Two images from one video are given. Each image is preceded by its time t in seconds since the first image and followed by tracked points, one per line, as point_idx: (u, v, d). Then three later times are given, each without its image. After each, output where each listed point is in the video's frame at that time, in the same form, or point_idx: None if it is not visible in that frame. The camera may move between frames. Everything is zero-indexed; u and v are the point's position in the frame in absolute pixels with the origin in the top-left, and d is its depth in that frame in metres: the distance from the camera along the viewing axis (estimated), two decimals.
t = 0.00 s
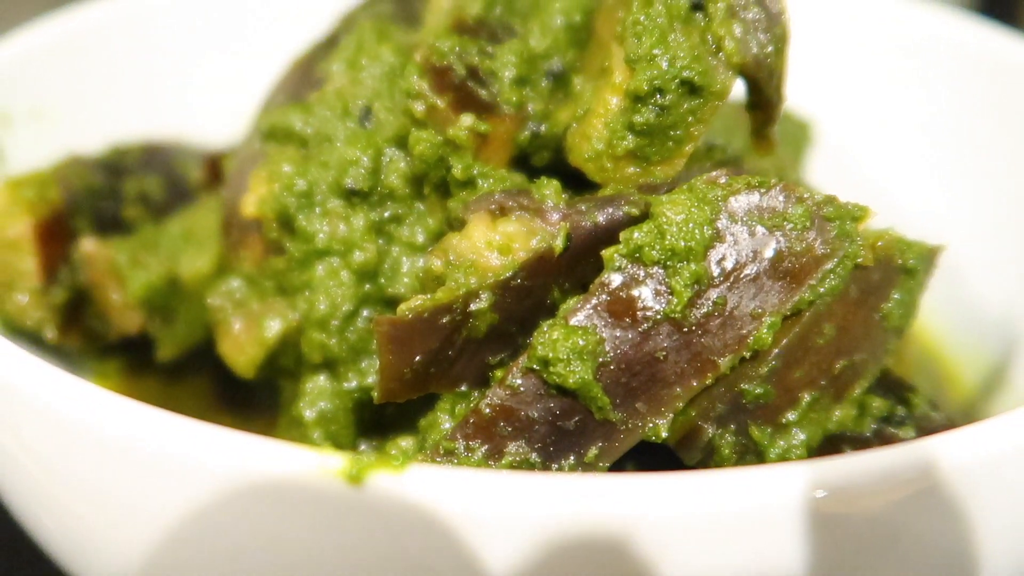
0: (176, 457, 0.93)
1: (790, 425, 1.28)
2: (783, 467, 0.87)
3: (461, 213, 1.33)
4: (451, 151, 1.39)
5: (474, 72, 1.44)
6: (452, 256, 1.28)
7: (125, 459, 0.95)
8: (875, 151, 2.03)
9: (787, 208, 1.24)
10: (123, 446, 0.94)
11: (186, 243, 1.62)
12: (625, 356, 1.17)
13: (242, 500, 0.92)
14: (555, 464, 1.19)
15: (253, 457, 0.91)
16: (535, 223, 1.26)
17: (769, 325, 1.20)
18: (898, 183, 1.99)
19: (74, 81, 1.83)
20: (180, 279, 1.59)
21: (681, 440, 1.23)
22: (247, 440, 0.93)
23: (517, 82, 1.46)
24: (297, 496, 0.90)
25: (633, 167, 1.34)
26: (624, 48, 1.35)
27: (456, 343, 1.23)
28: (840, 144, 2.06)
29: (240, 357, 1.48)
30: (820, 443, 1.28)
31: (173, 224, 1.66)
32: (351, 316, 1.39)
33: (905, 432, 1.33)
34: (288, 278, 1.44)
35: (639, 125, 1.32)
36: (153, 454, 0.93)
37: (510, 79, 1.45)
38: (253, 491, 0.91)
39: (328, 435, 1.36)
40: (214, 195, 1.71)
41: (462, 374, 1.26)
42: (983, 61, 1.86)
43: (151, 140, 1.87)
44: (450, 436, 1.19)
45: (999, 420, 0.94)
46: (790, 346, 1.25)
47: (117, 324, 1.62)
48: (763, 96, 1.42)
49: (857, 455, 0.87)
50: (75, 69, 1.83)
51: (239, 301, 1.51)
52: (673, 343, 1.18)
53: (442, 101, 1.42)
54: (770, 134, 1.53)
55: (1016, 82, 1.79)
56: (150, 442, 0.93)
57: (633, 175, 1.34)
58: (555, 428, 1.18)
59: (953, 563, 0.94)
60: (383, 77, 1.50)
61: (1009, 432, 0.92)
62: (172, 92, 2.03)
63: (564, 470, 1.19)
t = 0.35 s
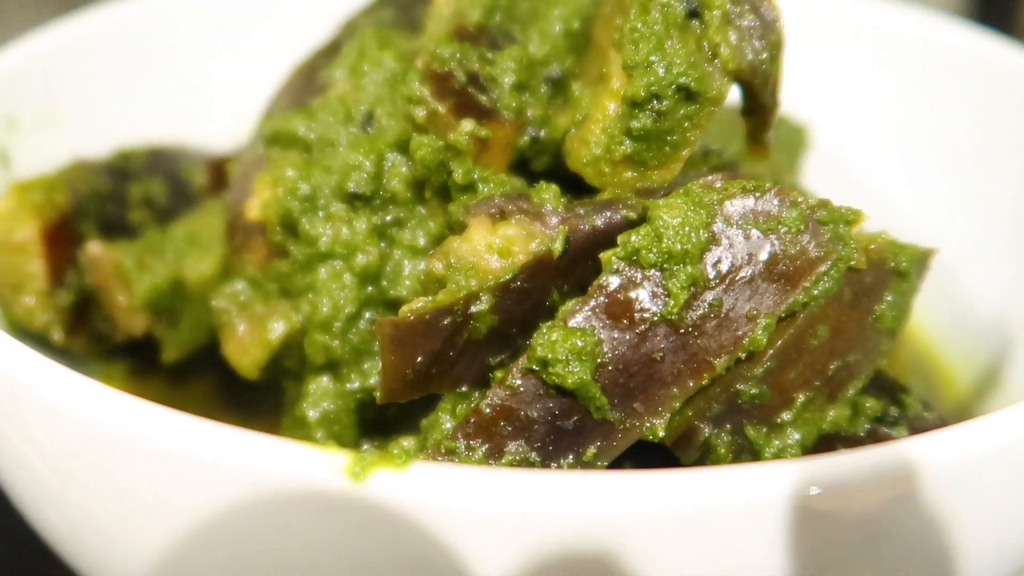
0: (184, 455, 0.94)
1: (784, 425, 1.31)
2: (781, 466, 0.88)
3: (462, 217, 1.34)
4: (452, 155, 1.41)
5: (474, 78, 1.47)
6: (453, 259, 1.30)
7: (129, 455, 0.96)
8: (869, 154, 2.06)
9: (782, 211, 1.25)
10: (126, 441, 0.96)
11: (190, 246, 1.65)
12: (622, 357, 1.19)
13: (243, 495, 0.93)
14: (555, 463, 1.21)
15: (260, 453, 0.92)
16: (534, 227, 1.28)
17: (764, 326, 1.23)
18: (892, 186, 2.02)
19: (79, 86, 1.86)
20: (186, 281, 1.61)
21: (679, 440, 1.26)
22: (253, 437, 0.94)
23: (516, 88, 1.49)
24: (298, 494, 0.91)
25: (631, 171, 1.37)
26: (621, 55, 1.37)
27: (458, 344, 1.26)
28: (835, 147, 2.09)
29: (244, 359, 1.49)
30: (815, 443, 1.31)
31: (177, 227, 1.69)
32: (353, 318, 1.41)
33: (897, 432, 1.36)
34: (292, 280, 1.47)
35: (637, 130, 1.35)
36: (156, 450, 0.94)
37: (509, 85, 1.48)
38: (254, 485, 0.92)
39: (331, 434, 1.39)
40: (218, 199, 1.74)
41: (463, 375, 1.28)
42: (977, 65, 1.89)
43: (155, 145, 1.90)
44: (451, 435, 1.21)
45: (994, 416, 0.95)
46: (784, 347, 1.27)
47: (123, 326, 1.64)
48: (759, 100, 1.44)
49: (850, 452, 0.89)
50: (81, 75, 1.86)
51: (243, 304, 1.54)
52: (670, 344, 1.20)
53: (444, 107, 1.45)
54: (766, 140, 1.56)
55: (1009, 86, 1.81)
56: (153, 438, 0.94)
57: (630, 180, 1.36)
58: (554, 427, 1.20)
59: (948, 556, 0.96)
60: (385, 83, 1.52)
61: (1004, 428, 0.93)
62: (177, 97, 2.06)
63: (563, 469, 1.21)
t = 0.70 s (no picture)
0: (190, 455, 0.95)
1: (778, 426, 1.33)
2: (776, 465, 0.90)
3: (462, 221, 1.38)
4: (452, 161, 1.44)
5: (474, 84, 1.50)
6: (454, 263, 1.33)
7: (134, 453, 0.98)
8: (865, 158, 2.08)
9: (775, 216, 1.27)
10: (131, 438, 0.97)
11: (193, 249, 1.67)
12: (620, 359, 1.21)
13: (245, 492, 0.95)
14: (553, 463, 1.23)
15: (264, 454, 0.93)
16: (533, 231, 1.30)
17: (759, 329, 1.25)
18: (888, 190, 2.04)
19: (83, 91, 1.88)
20: (189, 284, 1.63)
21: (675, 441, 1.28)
22: (257, 437, 0.95)
23: (516, 94, 1.51)
24: (301, 493, 0.93)
25: (628, 176, 1.39)
26: (619, 62, 1.39)
27: (458, 346, 1.28)
28: (832, 152, 2.11)
29: (247, 360, 1.50)
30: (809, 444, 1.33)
31: (180, 231, 1.71)
32: (354, 321, 1.43)
33: (892, 433, 1.38)
34: (294, 283, 1.49)
35: (634, 135, 1.37)
36: (160, 447, 0.96)
37: (509, 91, 1.51)
38: (258, 484, 0.94)
39: (332, 435, 1.40)
40: (221, 203, 1.76)
41: (463, 378, 1.30)
42: (975, 74, 1.90)
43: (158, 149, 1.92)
44: (451, 436, 1.23)
45: (983, 417, 0.97)
46: (778, 349, 1.29)
47: (127, 329, 1.66)
48: (754, 106, 1.46)
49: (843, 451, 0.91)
50: (85, 80, 1.88)
51: (245, 306, 1.55)
52: (667, 346, 1.22)
53: (444, 113, 1.46)
54: (762, 146, 1.59)
55: (1006, 95, 1.82)
56: (157, 436, 0.96)
57: (628, 184, 1.39)
58: (553, 428, 1.22)
59: (941, 552, 0.99)
60: (387, 89, 1.54)
61: (991, 426, 0.95)
62: (180, 101, 2.08)
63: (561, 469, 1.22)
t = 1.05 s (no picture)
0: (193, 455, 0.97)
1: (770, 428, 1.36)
2: (769, 465, 0.92)
3: (461, 226, 1.40)
4: (451, 166, 1.45)
5: (473, 92, 1.53)
6: (452, 267, 1.36)
7: (138, 453, 1.00)
8: (859, 163, 2.11)
9: (768, 221, 1.29)
10: (134, 439, 1.00)
11: (195, 253, 1.69)
12: (615, 361, 1.24)
13: (247, 491, 0.97)
14: (550, 464, 1.24)
15: (265, 455, 0.95)
16: (530, 236, 1.33)
17: (752, 332, 1.27)
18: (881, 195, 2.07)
19: (86, 99, 1.90)
20: (190, 288, 1.66)
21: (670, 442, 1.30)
22: (259, 438, 0.96)
23: (513, 100, 1.54)
24: (302, 492, 0.95)
25: (624, 183, 1.42)
26: (614, 69, 1.42)
27: (456, 349, 1.30)
28: (826, 157, 2.13)
29: (248, 363, 1.54)
30: (802, 445, 1.36)
31: (181, 236, 1.73)
32: (354, 325, 1.45)
33: (884, 434, 1.40)
34: (295, 287, 1.52)
35: (630, 142, 1.39)
36: (163, 448, 0.98)
37: (507, 98, 1.54)
38: (259, 483, 0.96)
39: (332, 437, 1.42)
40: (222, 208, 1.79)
41: (460, 380, 1.32)
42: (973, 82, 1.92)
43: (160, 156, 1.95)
44: (449, 437, 1.26)
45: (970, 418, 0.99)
46: (771, 352, 1.31)
47: (132, 332, 1.70)
48: (748, 113, 1.49)
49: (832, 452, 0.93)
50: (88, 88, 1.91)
51: (247, 310, 1.58)
52: (662, 349, 1.25)
53: (443, 119, 1.49)
54: (755, 152, 1.61)
55: (1003, 104, 1.84)
56: (159, 436, 0.98)
57: (623, 190, 1.42)
58: (549, 429, 1.24)
59: (929, 550, 1.01)
60: (387, 96, 1.57)
61: (976, 426, 0.98)
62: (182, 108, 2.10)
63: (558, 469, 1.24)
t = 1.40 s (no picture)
0: (194, 453, 0.98)
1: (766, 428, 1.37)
2: (765, 465, 0.93)
3: (459, 229, 1.42)
4: (450, 170, 1.47)
5: (472, 96, 1.54)
6: (451, 270, 1.37)
7: (141, 452, 1.02)
8: (854, 168, 2.13)
9: (764, 223, 1.31)
10: (138, 438, 1.01)
11: (198, 257, 1.72)
12: (613, 363, 1.25)
13: (247, 490, 0.98)
14: (548, 464, 1.25)
15: (266, 453, 0.96)
16: (529, 239, 1.34)
17: (748, 333, 1.28)
18: (876, 199, 2.08)
19: (88, 102, 1.92)
20: (193, 291, 1.70)
21: (667, 443, 1.31)
22: (260, 437, 0.98)
23: (512, 105, 1.56)
24: (303, 490, 0.96)
25: (622, 185, 1.43)
26: (611, 74, 1.44)
27: (456, 351, 1.31)
28: (822, 162, 2.16)
29: (248, 366, 1.55)
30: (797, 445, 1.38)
31: (184, 240, 1.77)
32: (354, 326, 1.47)
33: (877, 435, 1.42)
34: (296, 289, 1.53)
35: (627, 146, 1.41)
36: (165, 446, 1.00)
37: (506, 102, 1.55)
38: (259, 480, 0.97)
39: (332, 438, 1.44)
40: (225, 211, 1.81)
41: (459, 382, 1.33)
42: (966, 87, 1.94)
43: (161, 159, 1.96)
44: (448, 438, 1.27)
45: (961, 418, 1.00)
46: (767, 353, 1.33)
47: (134, 334, 1.71)
48: (743, 117, 1.50)
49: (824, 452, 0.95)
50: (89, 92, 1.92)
51: (248, 312, 1.59)
52: (659, 350, 1.26)
53: (442, 123, 1.50)
54: (751, 156, 1.62)
55: (993, 107, 1.86)
56: (161, 435, 0.99)
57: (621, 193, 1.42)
58: (547, 429, 1.26)
59: (921, 547, 1.03)
60: (388, 100, 1.58)
61: (966, 425, 0.99)
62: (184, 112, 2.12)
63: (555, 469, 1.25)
